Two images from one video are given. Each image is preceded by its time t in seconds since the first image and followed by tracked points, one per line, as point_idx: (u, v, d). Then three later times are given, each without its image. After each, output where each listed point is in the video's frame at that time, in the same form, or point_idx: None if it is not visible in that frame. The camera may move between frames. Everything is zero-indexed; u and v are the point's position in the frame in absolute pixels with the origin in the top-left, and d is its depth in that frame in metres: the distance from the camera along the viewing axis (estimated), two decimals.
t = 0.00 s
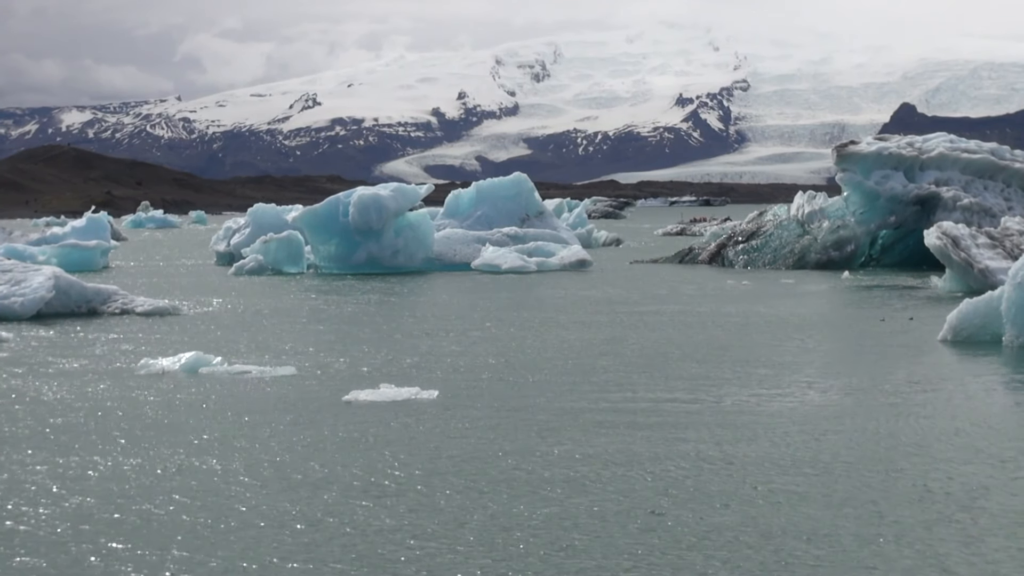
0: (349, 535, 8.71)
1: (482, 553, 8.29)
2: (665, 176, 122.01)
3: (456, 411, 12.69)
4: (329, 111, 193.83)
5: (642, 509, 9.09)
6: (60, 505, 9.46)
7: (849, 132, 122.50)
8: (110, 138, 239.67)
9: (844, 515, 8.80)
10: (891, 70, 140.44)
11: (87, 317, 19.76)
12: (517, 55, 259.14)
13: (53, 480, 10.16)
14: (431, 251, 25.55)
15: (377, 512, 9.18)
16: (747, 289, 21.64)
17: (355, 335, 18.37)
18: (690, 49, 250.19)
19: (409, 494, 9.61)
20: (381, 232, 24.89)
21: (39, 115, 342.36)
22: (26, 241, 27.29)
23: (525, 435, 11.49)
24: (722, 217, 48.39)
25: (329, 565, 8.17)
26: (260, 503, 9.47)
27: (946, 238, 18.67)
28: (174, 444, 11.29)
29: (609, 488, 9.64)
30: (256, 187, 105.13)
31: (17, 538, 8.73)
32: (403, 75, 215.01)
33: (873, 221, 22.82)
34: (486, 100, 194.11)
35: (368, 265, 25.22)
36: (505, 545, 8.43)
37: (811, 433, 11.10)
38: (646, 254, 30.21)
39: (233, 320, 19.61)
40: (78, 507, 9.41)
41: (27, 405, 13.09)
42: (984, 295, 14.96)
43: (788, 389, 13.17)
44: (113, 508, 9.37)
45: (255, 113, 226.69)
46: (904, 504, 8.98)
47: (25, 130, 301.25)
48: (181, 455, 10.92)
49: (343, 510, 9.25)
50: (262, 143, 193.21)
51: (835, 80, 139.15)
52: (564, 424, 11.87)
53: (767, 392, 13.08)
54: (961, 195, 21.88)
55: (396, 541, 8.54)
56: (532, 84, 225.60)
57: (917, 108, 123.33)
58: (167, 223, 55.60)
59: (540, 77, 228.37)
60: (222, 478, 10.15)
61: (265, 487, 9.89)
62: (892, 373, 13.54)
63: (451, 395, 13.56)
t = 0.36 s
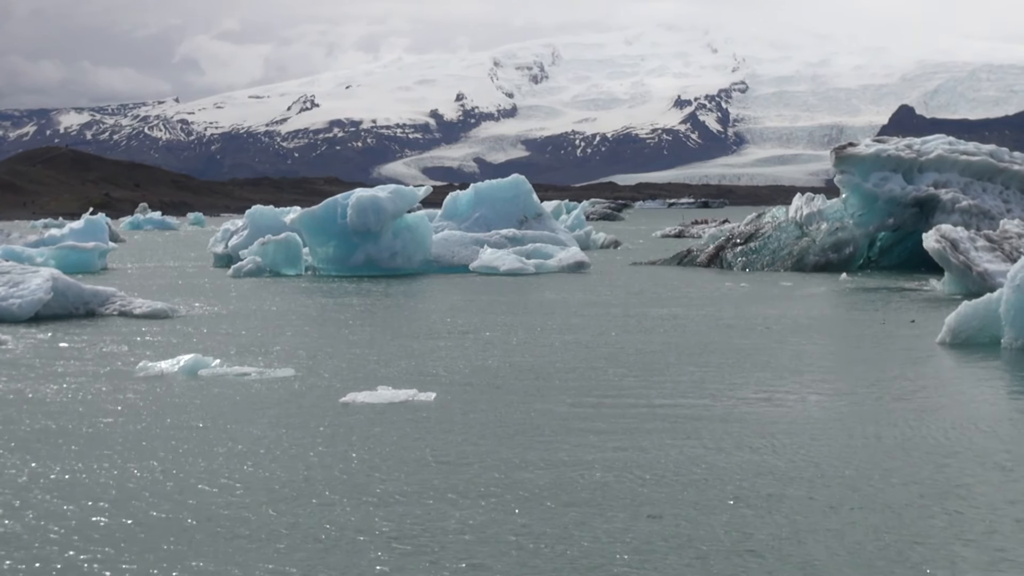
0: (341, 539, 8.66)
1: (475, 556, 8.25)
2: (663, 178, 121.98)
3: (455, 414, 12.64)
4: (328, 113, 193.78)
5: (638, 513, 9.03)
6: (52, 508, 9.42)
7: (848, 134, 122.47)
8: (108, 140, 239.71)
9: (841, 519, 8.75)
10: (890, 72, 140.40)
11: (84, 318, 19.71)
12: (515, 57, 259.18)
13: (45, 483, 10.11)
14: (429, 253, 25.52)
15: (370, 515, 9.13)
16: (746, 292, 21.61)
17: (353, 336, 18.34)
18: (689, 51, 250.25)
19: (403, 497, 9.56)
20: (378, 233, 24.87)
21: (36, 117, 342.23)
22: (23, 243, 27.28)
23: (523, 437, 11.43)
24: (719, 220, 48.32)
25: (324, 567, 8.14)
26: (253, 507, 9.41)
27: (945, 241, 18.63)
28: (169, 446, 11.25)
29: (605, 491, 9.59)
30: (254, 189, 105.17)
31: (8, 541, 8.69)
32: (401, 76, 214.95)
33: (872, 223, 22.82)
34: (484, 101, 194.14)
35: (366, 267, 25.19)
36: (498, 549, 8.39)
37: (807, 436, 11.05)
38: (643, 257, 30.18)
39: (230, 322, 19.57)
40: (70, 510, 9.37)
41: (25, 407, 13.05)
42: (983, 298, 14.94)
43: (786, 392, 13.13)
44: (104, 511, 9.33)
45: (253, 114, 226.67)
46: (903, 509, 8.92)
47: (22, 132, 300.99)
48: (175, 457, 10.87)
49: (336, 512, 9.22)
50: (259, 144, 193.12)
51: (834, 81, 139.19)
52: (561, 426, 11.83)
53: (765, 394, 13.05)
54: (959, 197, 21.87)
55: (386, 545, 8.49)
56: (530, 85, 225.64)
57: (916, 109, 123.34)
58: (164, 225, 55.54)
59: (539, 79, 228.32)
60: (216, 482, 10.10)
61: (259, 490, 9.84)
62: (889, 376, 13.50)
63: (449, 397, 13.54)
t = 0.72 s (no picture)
0: (331, 541, 8.64)
1: (465, 559, 8.22)
2: (660, 180, 121.96)
3: (450, 416, 12.61)
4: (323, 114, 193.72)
5: (632, 515, 9.00)
6: (41, 511, 9.37)
7: (844, 137, 122.47)
8: (102, 141, 239.49)
9: (836, 522, 8.72)
10: (886, 75, 140.37)
11: (79, 320, 19.68)
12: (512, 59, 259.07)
13: (37, 486, 10.05)
14: (425, 255, 25.51)
15: (363, 519, 9.08)
16: (742, 294, 21.59)
17: (349, 338, 18.33)
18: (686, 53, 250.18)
19: (396, 501, 9.51)
20: (374, 236, 24.86)
21: (32, 119, 341.98)
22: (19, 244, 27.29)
23: (517, 440, 11.38)
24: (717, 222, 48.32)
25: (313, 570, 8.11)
26: (247, 509, 9.38)
27: (942, 244, 18.68)
28: (160, 449, 11.20)
29: (600, 494, 9.55)
30: (249, 191, 105.09)
31: None
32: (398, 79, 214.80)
33: (868, 225, 22.83)
34: (480, 103, 194.01)
35: (361, 269, 25.18)
36: (490, 552, 8.36)
37: (802, 439, 11.02)
38: (640, 259, 30.18)
39: (227, 324, 19.53)
40: (62, 513, 9.31)
41: (20, 408, 13.05)
42: (980, 300, 14.95)
43: (782, 394, 13.11)
44: (94, 515, 9.27)
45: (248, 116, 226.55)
46: (903, 512, 8.87)
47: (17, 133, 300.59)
48: (168, 460, 10.82)
49: (325, 516, 9.18)
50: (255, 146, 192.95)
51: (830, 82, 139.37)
52: (557, 429, 11.78)
53: (760, 397, 13.02)
54: (955, 200, 21.89)
55: (374, 548, 8.46)
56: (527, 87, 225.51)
57: (913, 111, 123.50)
58: (160, 227, 55.49)
59: (533, 80, 228.27)
60: (209, 485, 10.05)
61: (252, 493, 9.80)
62: (885, 379, 13.48)
63: (444, 399, 13.50)
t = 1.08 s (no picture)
0: (318, 543, 8.59)
1: (455, 562, 8.18)
2: (652, 182, 121.98)
3: (442, 418, 12.55)
4: (314, 116, 193.42)
5: (621, 518, 8.97)
6: (23, 514, 9.28)
7: (837, 139, 122.55)
8: (94, 143, 238.84)
9: (826, 524, 8.70)
10: (879, 76, 140.43)
11: (70, 322, 19.57)
12: (504, 61, 258.88)
13: (20, 490, 9.95)
14: (417, 257, 25.48)
15: (350, 521, 9.05)
16: (735, 296, 21.61)
17: (343, 339, 18.32)
18: (679, 55, 250.13)
19: (384, 503, 9.48)
20: (367, 238, 24.82)
21: (22, 122, 340.87)
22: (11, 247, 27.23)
23: (508, 443, 11.33)
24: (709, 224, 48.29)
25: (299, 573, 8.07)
26: (235, 511, 9.33)
27: (934, 247, 18.70)
28: (148, 451, 11.15)
29: (590, 496, 9.51)
30: (241, 193, 104.81)
31: None
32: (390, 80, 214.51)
33: (860, 227, 22.85)
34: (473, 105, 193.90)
35: (353, 271, 25.15)
36: (480, 553, 8.33)
37: (795, 442, 10.98)
38: (631, 261, 30.18)
39: (219, 326, 19.47)
40: (47, 515, 9.26)
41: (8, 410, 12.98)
42: (971, 302, 14.97)
43: (773, 397, 13.06)
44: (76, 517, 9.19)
45: (240, 118, 226.17)
46: (894, 515, 8.86)
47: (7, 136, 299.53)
48: (155, 461, 10.77)
49: (312, 518, 9.12)
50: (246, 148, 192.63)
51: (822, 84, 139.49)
52: (548, 431, 11.74)
53: (752, 399, 13.00)
54: (948, 202, 21.93)
55: (365, 550, 8.42)
56: (519, 89, 225.36)
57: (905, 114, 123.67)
58: (152, 229, 55.37)
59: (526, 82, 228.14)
60: (197, 487, 10.00)
61: (240, 495, 9.76)
62: (878, 382, 13.48)
63: (436, 401, 13.46)
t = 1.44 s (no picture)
0: (301, 543, 8.58)
1: (438, 562, 8.20)
2: (640, 185, 121.97)
3: (428, 421, 12.51)
4: (302, 119, 193.11)
5: (605, 521, 8.92)
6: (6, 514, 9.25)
7: (825, 142, 122.61)
8: (82, 145, 238.13)
9: (810, 527, 8.69)
10: (868, 79, 140.54)
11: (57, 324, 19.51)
12: (494, 63, 258.57)
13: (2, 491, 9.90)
14: (405, 259, 25.44)
15: (332, 524, 8.99)
16: (723, 299, 21.63)
17: (331, 342, 18.26)
18: (668, 58, 250.01)
19: (368, 506, 9.44)
20: (354, 240, 24.78)
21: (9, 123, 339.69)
22: None
23: (495, 446, 11.26)
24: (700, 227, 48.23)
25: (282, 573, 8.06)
26: (216, 514, 9.24)
27: (922, 251, 18.73)
28: (131, 454, 11.07)
29: (575, 499, 9.45)
30: (230, 195, 104.58)
31: None
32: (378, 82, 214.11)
33: (848, 230, 22.89)
34: (461, 107, 193.64)
35: (341, 273, 25.11)
36: (462, 557, 8.27)
37: (782, 445, 10.95)
38: (620, 264, 30.17)
39: (207, 328, 19.40)
40: (26, 518, 9.18)
41: None
42: (959, 305, 14.98)
43: (761, 400, 13.06)
44: (58, 518, 9.16)
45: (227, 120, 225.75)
46: (880, 518, 8.82)
47: None
48: (137, 464, 10.69)
49: (297, 520, 9.10)
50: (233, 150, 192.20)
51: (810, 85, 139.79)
52: (535, 434, 11.72)
53: (740, 402, 12.97)
54: (936, 205, 21.98)
55: (347, 551, 8.42)
56: (508, 92, 225.15)
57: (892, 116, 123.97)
58: (141, 231, 55.20)
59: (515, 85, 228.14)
60: (178, 489, 9.92)
61: (222, 498, 9.69)
62: (866, 385, 13.47)
63: (423, 404, 13.41)
